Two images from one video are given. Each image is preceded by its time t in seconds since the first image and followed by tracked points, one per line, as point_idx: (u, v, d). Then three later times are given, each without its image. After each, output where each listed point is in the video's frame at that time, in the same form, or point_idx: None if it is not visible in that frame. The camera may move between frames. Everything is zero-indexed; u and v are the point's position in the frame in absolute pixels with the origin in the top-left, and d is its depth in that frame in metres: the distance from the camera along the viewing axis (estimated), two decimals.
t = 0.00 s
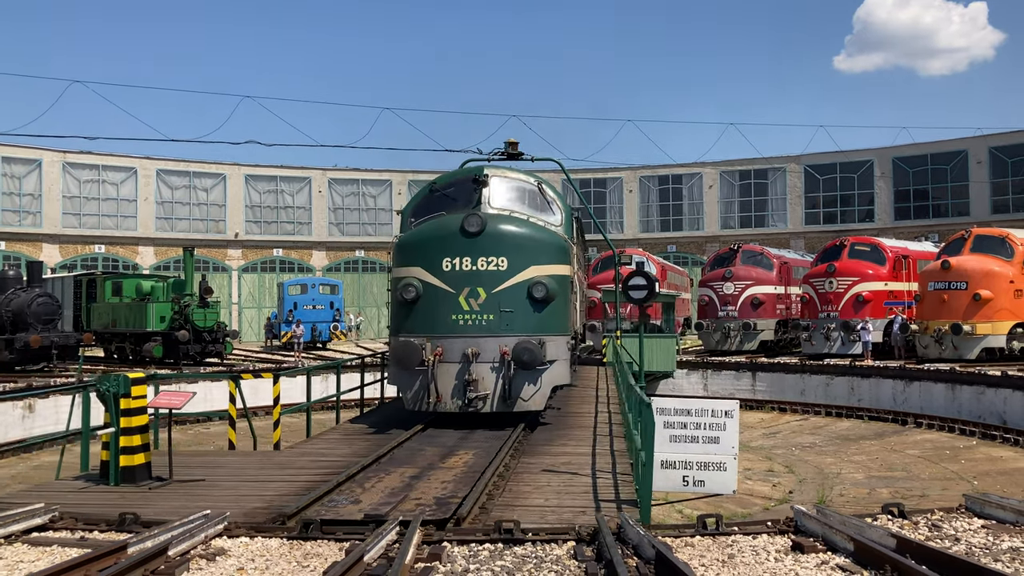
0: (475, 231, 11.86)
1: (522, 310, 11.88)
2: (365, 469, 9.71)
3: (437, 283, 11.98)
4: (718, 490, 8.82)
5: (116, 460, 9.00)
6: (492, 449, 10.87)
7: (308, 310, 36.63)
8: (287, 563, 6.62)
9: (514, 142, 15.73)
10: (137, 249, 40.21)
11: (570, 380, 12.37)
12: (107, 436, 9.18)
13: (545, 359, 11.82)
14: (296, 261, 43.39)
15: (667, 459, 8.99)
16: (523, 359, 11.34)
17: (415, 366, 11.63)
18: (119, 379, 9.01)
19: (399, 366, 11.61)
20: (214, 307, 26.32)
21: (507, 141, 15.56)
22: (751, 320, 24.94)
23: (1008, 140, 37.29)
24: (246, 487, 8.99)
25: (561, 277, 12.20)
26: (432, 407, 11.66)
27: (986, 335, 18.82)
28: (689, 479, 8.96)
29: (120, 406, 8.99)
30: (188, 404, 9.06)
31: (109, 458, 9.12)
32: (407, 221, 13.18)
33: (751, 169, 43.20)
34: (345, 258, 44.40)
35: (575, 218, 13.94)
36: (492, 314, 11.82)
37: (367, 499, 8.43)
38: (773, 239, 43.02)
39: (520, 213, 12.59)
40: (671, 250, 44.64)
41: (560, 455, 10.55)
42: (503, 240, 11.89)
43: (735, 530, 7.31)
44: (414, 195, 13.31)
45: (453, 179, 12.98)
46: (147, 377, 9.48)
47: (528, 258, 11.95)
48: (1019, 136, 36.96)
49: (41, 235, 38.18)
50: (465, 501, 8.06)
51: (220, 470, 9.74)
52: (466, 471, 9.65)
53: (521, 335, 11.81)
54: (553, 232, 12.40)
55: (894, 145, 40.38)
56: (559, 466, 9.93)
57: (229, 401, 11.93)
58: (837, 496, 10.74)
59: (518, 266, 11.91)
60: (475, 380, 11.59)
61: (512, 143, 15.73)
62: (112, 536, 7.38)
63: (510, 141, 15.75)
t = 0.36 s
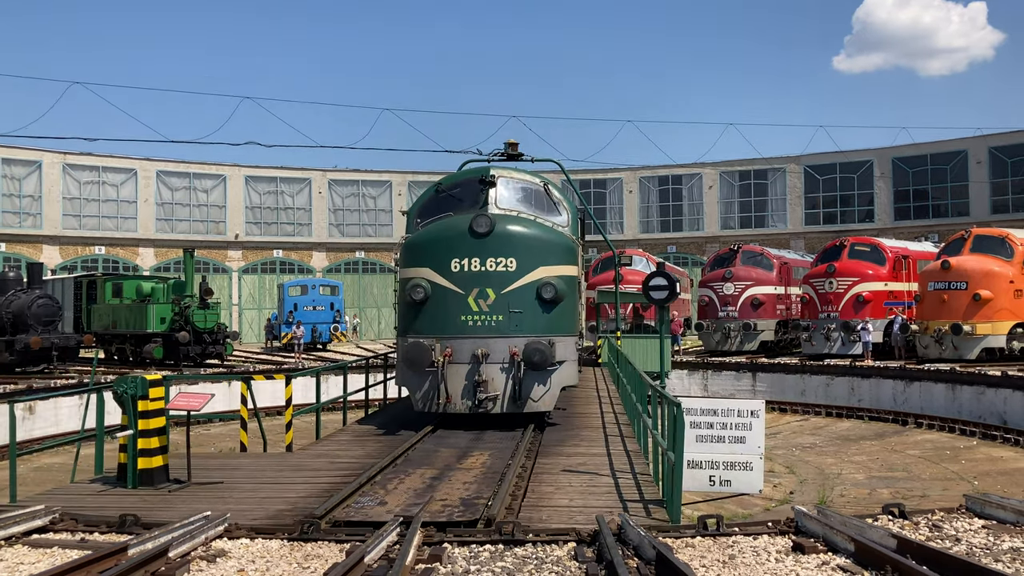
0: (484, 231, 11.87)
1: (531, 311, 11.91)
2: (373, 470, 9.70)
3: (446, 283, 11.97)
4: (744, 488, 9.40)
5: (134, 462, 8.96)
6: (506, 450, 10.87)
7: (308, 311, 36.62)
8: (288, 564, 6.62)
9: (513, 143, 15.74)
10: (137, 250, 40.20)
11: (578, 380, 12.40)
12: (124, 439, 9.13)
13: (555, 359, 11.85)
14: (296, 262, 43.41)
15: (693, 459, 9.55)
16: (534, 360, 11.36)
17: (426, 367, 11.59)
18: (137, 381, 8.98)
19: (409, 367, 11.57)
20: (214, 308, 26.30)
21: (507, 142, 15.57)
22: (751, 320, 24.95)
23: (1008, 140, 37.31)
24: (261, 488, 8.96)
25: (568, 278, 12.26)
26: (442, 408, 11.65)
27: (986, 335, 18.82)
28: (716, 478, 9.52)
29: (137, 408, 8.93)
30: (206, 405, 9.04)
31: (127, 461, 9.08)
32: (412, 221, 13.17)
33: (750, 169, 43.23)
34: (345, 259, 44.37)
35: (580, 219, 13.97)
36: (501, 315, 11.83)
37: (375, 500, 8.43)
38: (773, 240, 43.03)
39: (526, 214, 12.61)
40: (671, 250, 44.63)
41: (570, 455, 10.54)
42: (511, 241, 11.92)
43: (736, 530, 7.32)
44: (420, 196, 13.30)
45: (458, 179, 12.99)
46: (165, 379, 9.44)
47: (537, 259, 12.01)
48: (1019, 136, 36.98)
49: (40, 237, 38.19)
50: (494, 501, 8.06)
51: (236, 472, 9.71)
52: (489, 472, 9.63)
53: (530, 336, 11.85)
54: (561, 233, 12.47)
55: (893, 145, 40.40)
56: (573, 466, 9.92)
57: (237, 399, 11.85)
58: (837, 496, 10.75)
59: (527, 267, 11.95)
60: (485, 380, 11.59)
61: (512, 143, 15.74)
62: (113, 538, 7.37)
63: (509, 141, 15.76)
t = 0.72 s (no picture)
0: (491, 230, 11.88)
1: (539, 310, 11.95)
2: (380, 469, 9.70)
3: (453, 282, 11.96)
4: (767, 486, 9.85)
5: (150, 461, 8.88)
6: (518, 450, 10.87)
7: (308, 309, 36.61)
8: (286, 563, 6.62)
9: (514, 143, 15.79)
10: (136, 248, 40.19)
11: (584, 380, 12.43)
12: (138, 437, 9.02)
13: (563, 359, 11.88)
14: (295, 261, 43.40)
15: (717, 458, 9.99)
16: (544, 359, 11.37)
17: (434, 366, 11.57)
18: (153, 380, 8.84)
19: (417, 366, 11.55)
20: (214, 307, 26.28)
21: (507, 141, 15.61)
22: (750, 320, 24.95)
23: (1008, 140, 37.29)
24: (287, 487, 8.95)
25: (575, 278, 12.31)
26: (450, 407, 11.65)
27: (985, 335, 18.83)
28: (740, 476, 9.96)
29: (154, 407, 8.82)
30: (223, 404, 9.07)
31: (142, 460, 9.00)
32: (417, 220, 13.15)
33: (750, 168, 43.23)
34: (344, 258, 44.36)
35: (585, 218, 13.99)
36: (509, 314, 11.84)
37: (380, 499, 8.42)
38: (772, 240, 43.04)
39: (531, 213, 12.62)
40: (670, 250, 44.63)
41: (578, 454, 10.53)
42: (519, 240, 11.94)
43: (734, 530, 7.32)
44: (425, 195, 13.30)
45: (464, 178, 12.99)
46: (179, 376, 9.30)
47: (544, 258, 12.04)
48: (1019, 136, 36.97)
49: (40, 235, 38.15)
50: (523, 501, 8.06)
51: (250, 471, 9.70)
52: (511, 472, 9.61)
53: (538, 335, 11.87)
54: (567, 233, 12.52)
55: (893, 145, 40.40)
56: (584, 464, 9.92)
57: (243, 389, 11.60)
58: (836, 496, 10.76)
59: (534, 266, 11.99)
60: (493, 379, 11.58)
61: (512, 142, 15.78)
62: (111, 536, 7.38)
63: (509, 141, 15.82)
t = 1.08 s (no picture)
0: (498, 227, 11.82)
1: (546, 307, 11.95)
2: (388, 465, 9.70)
3: (460, 279, 11.95)
4: (788, 483, 9.38)
5: (167, 458, 8.83)
6: (531, 447, 10.89)
7: (305, 306, 36.60)
8: (283, 559, 6.62)
9: (513, 140, 15.81)
10: (134, 243, 40.13)
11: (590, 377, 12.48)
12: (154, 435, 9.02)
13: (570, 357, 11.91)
14: (293, 257, 43.39)
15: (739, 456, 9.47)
16: (552, 356, 11.37)
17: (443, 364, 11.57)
18: (170, 375, 8.91)
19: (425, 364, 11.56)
20: (211, 303, 26.27)
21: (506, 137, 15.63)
22: (748, 319, 24.96)
23: (1006, 140, 37.31)
24: (302, 484, 8.91)
25: (582, 275, 12.30)
26: (458, 404, 11.69)
27: (982, 335, 18.84)
28: (761, 473, 9.45)
29: (171, 403, 8.86)
30: (240, 400, 9.01)
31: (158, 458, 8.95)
32: (422, 216, 13.12)
33: (748, 167, 43.27)
34: (342, 254, 44.29)
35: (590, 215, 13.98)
36: (516, 311, 11.84)
37: (389, 494, 8.42)
38: (771, 238, 43.07)
39: (536, 210, 12.61)
40: (668, 248, 44.65)
41: (587, 451, 10.54)
42: (526, 237, 11.92)
43: (731, 528, 7.32)
44: (429, 191, 13.28)
45: (469, 175, 12.98)
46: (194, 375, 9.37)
47: (551, 256, 12.03)
48: (1017, 136, 36.99)
49: (37, 230, 38.05)
50: (546, 497, 8.07)
51: (266, 468, 9.68)
52: (530, 469, 9.63)
53: (545, 333, 11.88)
54: (574, 230, 12.50)
55: (891, 145, 40.44)
56: (599, 462, 9.93)
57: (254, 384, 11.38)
58: (832, 494, 10.78)
59: (541, 263, 11.97)
60: (500, 376, 11.62)
61: (512, 139, 15.80)
62: (108, 531, 7.37)
63: (508, 138, 15.85)
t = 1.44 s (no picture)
0: (508, 224, 11.85)
1: (554, 304, 11.99)
2: (396, 461, 9.70)
3: (469, 275, 11.95)
4: (811, 480, 9.26)
5: (184, 454, 8.77)
6: (544, 444, 10.89)
7: (305, 301, 36.53)
8: (282, 554, 6.62)
9: (513, 136, 15.78)
10: (133, 238, 40.10)
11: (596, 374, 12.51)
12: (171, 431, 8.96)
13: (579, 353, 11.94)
14: (293, 253, 43.38)
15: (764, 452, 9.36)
16: (562, 353, 11.34)
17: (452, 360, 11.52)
18: (189, 371, 8.93)
19: (434, 360, 11.53)
20: (211, 297, 26.16)
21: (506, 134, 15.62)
22: (747, 317, 24.96)
23: (1007, 139, 37.32)
24: (321, 479, 8.92)
25: (589, 272, 12.36)
26: (466, 400, 11.67)
27: (980, 334, 18.85)
28: (784, 469, 9.34)
29: (189, 398, 8.82)
30: (259, 395, 9.11)
31: (175, 454, 8.88)
32: (428, 212, 13.10)
33: (749, 165, 43.28)
34: (341, 250, 44.23)
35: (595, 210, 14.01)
36: (525, 308, 11.85)
37: (398, 489, 8.43)
38: (770, 237, 43.07)
39: (542, 206, 12.62)
40: (668, 246, 44.63)
41: (597, 448, 10.55)
42: (535, 234, 11.95)
43: (730, 526, 7.32)
44: (435, 187, 13.26)
45: (475, 171, 12.97)
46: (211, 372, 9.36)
47: (560, 252, 12.08)
48: (1018, 135, 36.99)
49: (36, 224, 38.02)
50: (572, 492, 8.06)
51: (281, 463, 9.67)
52: (547, 465, 9.65)
53: (554, 329, 11.91)
54: (581, 227, 12.55)
55: (892, 143, 40.43)
56: (612, 458, 9.94)
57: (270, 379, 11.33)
58: (831, 493, 10.78)
59: (550, 260, 12.01)
60: (509, 373, 11.60)
61: (512, 136, 15.76)
62: (106, 525, 7.37)
63: (508, 134, 15.81)
